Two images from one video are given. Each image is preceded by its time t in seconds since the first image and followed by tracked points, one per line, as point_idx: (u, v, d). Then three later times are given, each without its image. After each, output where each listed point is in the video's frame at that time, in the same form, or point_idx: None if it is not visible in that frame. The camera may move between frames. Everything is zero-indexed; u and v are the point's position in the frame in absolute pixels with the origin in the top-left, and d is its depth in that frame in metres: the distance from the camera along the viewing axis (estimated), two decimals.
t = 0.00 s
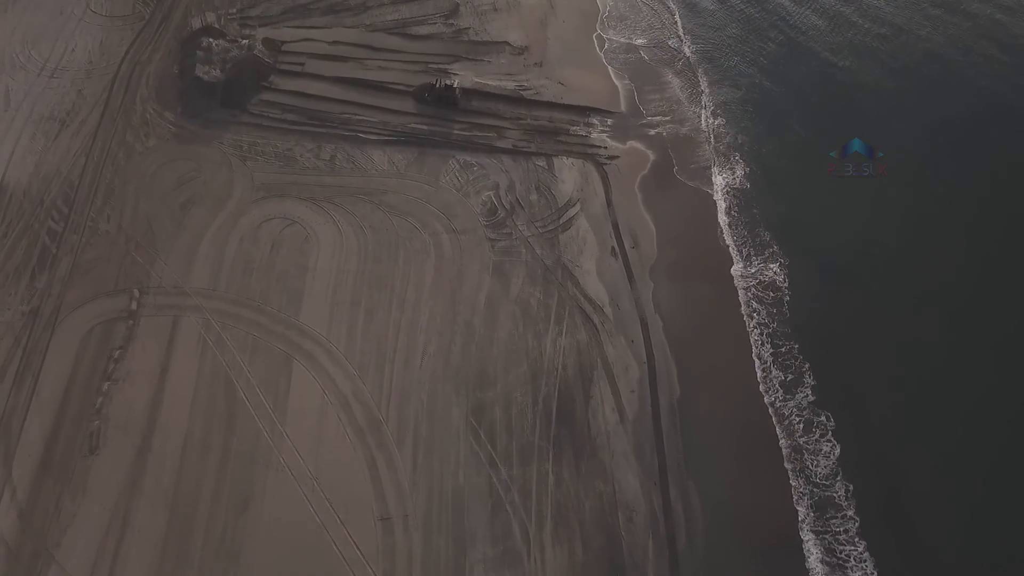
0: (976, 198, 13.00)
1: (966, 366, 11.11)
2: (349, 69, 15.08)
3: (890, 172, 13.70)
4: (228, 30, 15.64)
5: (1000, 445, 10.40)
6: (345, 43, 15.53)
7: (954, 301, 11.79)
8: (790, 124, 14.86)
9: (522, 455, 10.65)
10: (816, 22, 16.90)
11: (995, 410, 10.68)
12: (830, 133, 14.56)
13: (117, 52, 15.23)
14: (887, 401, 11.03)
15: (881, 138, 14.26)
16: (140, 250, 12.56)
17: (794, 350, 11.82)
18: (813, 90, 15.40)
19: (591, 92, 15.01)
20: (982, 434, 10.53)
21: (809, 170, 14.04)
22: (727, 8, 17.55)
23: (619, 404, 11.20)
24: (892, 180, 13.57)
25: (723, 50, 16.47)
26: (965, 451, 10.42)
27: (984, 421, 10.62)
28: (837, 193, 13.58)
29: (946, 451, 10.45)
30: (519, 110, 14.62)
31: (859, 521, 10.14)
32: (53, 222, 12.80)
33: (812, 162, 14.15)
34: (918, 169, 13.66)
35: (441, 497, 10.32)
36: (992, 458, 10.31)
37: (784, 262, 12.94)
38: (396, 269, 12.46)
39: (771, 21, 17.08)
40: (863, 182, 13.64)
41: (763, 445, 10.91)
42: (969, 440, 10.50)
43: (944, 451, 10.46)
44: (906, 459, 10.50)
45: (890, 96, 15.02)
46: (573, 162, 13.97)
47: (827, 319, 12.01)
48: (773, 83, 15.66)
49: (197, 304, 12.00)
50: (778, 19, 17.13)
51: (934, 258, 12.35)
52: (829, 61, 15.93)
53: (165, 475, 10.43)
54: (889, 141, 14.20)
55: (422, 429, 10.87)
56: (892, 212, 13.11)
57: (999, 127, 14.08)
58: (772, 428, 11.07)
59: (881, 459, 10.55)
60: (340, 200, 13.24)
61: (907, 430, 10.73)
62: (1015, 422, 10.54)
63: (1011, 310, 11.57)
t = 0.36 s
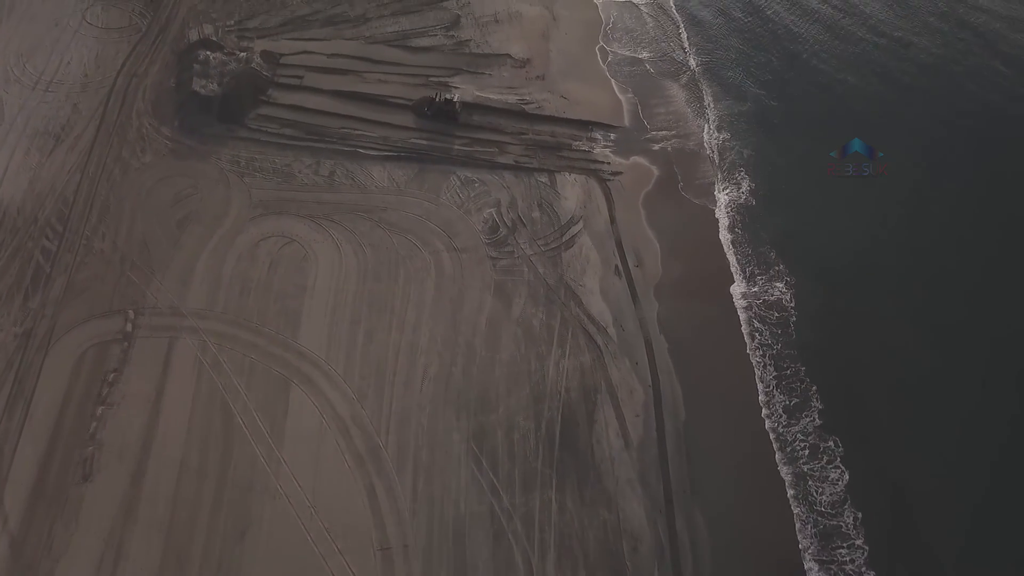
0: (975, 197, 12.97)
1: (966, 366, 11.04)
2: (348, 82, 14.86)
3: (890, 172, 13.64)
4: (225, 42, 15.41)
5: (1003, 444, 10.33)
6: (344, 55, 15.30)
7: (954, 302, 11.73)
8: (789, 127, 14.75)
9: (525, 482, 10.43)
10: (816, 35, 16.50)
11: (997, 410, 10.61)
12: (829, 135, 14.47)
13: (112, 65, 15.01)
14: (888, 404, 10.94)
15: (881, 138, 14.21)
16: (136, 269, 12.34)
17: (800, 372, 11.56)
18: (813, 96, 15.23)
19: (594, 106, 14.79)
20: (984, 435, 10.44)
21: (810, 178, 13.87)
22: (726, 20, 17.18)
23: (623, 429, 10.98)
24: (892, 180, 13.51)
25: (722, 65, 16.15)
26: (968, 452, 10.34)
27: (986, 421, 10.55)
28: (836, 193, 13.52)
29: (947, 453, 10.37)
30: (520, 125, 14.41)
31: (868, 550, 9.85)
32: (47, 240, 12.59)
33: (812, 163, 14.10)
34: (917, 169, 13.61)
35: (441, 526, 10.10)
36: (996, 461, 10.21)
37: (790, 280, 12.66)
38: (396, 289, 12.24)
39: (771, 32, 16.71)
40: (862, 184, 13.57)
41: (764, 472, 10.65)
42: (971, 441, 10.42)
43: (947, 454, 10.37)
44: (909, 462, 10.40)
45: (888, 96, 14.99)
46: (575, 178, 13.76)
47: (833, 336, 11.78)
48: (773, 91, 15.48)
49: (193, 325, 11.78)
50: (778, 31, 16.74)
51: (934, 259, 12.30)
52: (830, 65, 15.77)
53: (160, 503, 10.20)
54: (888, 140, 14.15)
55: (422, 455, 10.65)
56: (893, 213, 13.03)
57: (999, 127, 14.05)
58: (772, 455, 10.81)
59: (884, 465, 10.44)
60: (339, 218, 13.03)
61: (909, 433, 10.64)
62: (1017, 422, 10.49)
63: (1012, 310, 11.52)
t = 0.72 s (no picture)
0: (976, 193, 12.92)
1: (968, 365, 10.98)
2: (347, 96, 14.64)
3: (891, 172, 13.59)
4: (223, 55, 15.19)
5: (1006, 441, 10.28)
6: (343, 68, 15.08)
7: (956, 301, 11.66)
8: (789, 133, 14.65)
9: (528, 511, 10.21)
10: (817, 44, 16.19)
11: (1000, 407, 10.56)
12: (828, 139, 14.38)
13: (108, 79, 14.79)
14: (889, 406, 10.88)
15: (881, 138, 14.16)
16: (131, 289, 12.12)
17: (806, 396, 11.32)
18: (815, 103, 15.06)
19: (597, 120, 14.57)
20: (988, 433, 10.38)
21: (812, 187, 13.70)
22: (728, 31, 16.84)
23: (628, 455, 10.77)
24: (893, 180, 13.46)
25: (724, 78, 15.85)
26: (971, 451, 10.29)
27: (989, 420, 10.49)
28: (836, 194, 13.48)
29: (950, 454, 10.32)
30: (522, 140, 14.20)
31: None
32: (41, 259, 12.37)
33: (813, 164, 14.04)
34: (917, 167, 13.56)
35: (442, 557, 9.87)
36: (1001, 459, 10.16)
37: (796, 299, 12.40)
38: (396, 310, 12.01)
39: (774, 43, 16.40)
40: (862, 185, 13.51)
41: (763, 498, 10.46)
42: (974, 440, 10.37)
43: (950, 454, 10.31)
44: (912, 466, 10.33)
45: (886, 95, 14.93)
46: (578, 195, 13.54)
47: (838, 352, 11.59)
48: (775, 100, 15.28)
49: (189, 348, 11.56)
50: (780, 43, 16.38)
51: (934, 259, 12.24)
52: (832, 71, 15.59)
53: (154, 533, 9.98)
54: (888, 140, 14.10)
55: (422, 482, 10.43)
56: (894, 215, 12.96)
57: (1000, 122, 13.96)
58: (772, 481, 10.61)
59: (887, 470, 10.37)
60: (338, 235, 12.81)
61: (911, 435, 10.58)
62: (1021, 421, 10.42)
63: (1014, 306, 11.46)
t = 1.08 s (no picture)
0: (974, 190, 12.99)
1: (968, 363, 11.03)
2: (347, 110, 14.42)
3: (891, 172, 13.61)
4: (220, 67, 14.96)
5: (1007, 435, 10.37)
6: (342, 81, 14.86)
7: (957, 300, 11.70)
8: (789, 138, 14.57)
9: (531, 541, 10.00)
10: (819, 50, 16.05)
11: (1001, 404, 10.61)
12: (827, 142, 14.34)
13: (104, 92, 14.56)
14: (891, 408, 10.88)
15: (881, 138, 14.17)
16: (126, 309, 11.91)
17: (811, 420, 11.07)
18: (816, 110, 14.94)
19: (600, 135, 14.36)
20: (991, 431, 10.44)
21: (815, 198, 13.54)
22: (731, 39, 16.63)
23: (633, 482, 10.55)
24: (893, 180, 13.49)
25: (728, 92, 15.56)
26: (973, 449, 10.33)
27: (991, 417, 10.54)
28: (836, 195, 13.50)
29: (953, 454, 10.34)
30: (525, 155, 13.99)
31: None
32: (35, 279, 12.15)
33: (813, 165, 14.04)
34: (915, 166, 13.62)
35: None
36: (1005, 458, 10.20)
37: (803, 319, 12.12)
38: (397, 331, 11.79)
39: (776, 54, 16.11)
40: (861, 186, 13.51)
41: (772, 527, 10.22)
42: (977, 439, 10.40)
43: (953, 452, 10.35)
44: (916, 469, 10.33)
45: (882, 94, 14.96)
46: (581, 212, 13.33)
47: (843, 368, 11.42)
48: (776, 110, 15.10)
49: (185, 371, 11.34)
50: (784, 57, 16.03)
51: (934, 258, 12.27)
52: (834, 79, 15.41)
53: (149, 564, 9.75)
54: (888, 139, 14.13)
55: (423, 510, 10.22)
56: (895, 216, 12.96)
57: (999, 119, 14.03)
58: (776, 511, 10.34)
59: (891, 475, 10.36)
60: (337, 254, 12.60)
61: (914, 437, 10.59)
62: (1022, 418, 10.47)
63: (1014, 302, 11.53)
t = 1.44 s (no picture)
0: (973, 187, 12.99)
1: (969, 362, 11.06)
2: (346, 123, 14.22)
3: (891, 171, 13.60)
4: (218, 80, 14.76)
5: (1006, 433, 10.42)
6: (342, 93, 14.66)
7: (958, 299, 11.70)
8: (791, 145, 14.43)
9: (533, 569, 9.81)
10: (822, 55, 15.89)
11: (1001, 402, 10.64)
12: (829, 147, 14.24)
13: (100, 105, 14.36)
14: (893, 412, 10.86)
15: (881, 137, 14.15)
16: (122, 329, 11.71)
17: (816, 443, 10.86)
18: (817, 116, 14.80)
19: (603, 149, 14.15)
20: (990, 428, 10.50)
21: (818, 209, 13.38)
22: (733, 48, 16.44)
23: (637, 507, 10.36)
24: (893, 180, 13.48)
25: (731, 105, 15.30)
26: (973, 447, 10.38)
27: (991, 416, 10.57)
28: (836, 195, 13.49)
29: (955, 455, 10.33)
30: (526, 170, 13.81)
31: None
32: (29, 297, 11.97)
33: (813, 165, 14.05)
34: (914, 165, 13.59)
35: None
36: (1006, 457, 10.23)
37: (809, 338, 11.88)
38: (397, 351, 11.59)
39: (778, 66, 15.86)
40: (860, 187, 13.49)
41: (779, 553, 10.03)
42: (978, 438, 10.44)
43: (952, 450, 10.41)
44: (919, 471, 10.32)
45: (881, 94, 14.91)
46: (584, 228, 13.13)
47: (850, 385, 11.23)
48: (778, 119, 14.89)
49: (181, 392, 11.15)
50: (788, 66, 15.81)
51: (934, 258, 12.25)
52: (834, 87, 15.23)
53: None
54: (887, 139, 14.12)
55: (423, 537, 10.01)
56: (896, 218, 12.92)
57: (998, 116, 14.09)
58: (780, 540, 10.16)
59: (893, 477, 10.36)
60: (336, 271, 12.40)
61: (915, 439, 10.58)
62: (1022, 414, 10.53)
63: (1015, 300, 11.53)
